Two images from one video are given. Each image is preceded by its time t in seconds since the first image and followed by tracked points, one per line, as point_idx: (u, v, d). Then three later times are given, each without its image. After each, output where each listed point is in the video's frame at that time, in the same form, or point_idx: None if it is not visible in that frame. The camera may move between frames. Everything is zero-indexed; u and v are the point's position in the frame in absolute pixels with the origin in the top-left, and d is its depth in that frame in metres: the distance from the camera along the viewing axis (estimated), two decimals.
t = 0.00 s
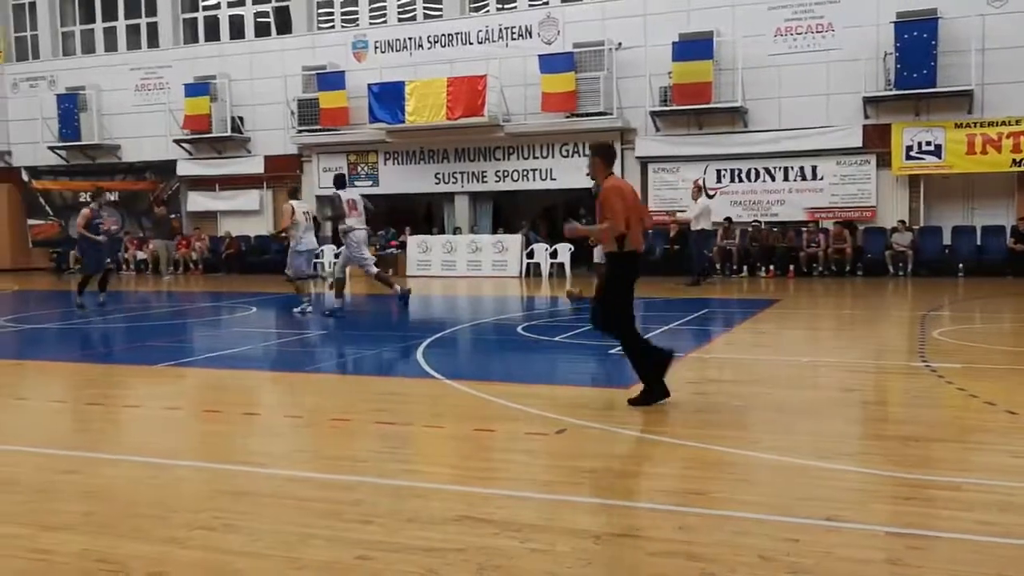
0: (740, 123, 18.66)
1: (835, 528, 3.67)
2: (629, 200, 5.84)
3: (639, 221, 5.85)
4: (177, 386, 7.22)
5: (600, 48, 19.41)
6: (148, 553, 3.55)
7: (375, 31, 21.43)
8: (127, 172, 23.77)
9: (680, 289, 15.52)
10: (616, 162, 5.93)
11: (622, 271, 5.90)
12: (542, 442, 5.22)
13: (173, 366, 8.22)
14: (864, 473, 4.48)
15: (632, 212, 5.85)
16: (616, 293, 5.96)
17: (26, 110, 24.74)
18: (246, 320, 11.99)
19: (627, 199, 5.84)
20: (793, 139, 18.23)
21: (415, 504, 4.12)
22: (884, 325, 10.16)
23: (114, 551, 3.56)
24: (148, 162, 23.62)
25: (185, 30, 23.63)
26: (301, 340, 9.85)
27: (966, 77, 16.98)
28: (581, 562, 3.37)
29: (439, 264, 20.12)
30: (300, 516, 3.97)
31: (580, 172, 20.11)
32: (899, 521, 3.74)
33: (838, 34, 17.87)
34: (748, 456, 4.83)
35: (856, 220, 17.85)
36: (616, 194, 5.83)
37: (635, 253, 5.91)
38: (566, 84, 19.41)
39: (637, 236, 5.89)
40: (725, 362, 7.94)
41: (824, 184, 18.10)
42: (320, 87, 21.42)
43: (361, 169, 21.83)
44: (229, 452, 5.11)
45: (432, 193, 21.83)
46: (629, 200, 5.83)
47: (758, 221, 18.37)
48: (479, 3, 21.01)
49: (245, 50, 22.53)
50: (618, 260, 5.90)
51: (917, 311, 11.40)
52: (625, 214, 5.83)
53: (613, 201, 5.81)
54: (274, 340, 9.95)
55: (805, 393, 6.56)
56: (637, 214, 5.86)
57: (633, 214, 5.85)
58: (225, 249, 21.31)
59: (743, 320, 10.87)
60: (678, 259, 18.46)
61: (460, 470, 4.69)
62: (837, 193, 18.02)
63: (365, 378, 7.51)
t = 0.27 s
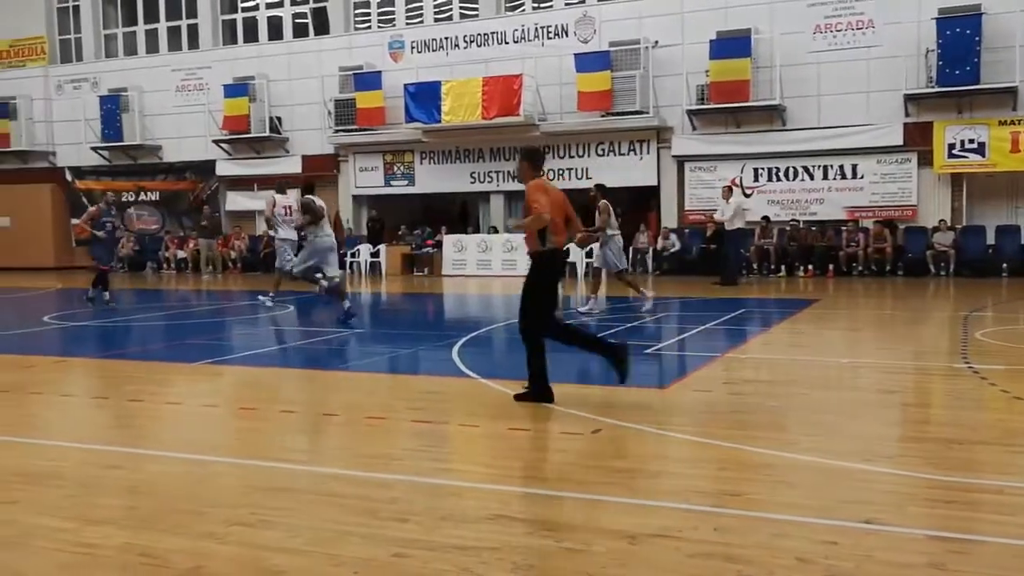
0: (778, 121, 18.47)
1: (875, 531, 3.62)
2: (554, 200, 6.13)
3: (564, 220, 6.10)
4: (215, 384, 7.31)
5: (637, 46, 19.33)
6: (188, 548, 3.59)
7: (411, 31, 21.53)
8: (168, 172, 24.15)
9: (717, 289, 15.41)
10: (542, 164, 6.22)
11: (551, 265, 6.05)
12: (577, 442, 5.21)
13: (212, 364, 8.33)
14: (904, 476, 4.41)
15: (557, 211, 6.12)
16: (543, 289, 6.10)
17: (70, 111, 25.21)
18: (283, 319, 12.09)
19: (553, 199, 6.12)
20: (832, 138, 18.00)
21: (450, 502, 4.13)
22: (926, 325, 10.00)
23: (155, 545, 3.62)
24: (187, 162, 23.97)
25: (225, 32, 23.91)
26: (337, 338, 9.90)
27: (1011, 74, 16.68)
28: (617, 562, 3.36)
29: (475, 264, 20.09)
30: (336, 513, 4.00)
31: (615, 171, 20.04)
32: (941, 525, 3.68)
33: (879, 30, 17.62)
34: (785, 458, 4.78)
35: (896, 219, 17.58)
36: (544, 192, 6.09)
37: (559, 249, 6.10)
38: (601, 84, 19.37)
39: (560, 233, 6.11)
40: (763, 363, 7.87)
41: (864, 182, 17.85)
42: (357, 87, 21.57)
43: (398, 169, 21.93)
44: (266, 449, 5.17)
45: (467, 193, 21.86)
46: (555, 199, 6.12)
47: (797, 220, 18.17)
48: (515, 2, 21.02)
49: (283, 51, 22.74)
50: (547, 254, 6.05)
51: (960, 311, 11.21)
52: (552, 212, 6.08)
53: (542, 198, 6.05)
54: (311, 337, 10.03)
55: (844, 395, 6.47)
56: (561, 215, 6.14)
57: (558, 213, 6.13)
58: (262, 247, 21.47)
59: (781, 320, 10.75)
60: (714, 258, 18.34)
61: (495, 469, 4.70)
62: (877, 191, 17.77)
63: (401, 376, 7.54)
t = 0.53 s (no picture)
0: (808, 120, 18.30)
1: (906, 534, 3.57)
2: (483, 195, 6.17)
3: (493, 215, 6.14)
4: (245, 381, 7.38)
5: (665, 45, 19.25)
6: (217, 544, 3.63)
7: (439, 31, 21.57)
8: (198, 172, 24.41)
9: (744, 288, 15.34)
10: (467, 158, 6.24)
11: (479, 259, 6.10)
12: (604, 442, 5.19)
13: (242, 362, 8.41)
14: (936, 478, 4.34)
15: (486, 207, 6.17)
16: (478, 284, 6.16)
17: (102, 111, 25.54)
18: (312, 317, 12.18)
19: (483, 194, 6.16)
20: (862, 136, 17.80)
21: (476, 502, 4.13)
22: (959, 326, 9.89)
23: (185, 542, 3.65)
24: (217, 162, 24.17)
25: (254, 32, 24.10)
26: (366, 337, 9.96)
27: None
28: (644, 563, 3.34)
29: (502, 263, 20.21)
30: (364, 511, 4.01)
31: (643, 170, 19.97)
32: (973, 528, 3.62)
33: (911, 28, 17.41)
34: (815, 459, 4.73)
35: (928, 219, 17.37)
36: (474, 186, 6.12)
37: (484, 243, 6.15)
38: (629, 83, 19.33)
39: (487, 228, 6.15)
40: (791, 363, 7.80)
41: (896, 181, 17.63)
42: (384, 87, 21.65)
43: (425, 169, 21.93)
44: (294, 447, 5.20)
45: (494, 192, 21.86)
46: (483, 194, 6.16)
47: (827, 219, 17.99)
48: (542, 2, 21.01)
49: (312, 52, 22.88)
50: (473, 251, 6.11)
51: (995, 312, 11.08)
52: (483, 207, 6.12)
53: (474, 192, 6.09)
54: (340, 336, 10.10)
55: (875, 396, 6.39)
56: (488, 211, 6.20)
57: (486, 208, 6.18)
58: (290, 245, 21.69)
59: (812, 320, 10.67)
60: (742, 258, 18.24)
61: (522, 468, 4.69)
62: (908, 191, 17.57)
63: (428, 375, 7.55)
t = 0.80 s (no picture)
0: (836, 119, 18.13)
1: (934, 537, 3.53)
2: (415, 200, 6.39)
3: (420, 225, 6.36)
4: (270, 380, 7.42)
5: (691, 44, 19.14)
6: (243, 541, 3.65)
7: (464, 31, 21.58)
8: (225, 171, 24.58)
9: (770, 289, 15.25)
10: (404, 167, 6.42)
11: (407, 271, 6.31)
12: (628, 442, 5.17)
13: (268, 360, 8.45)
14: (964, 481, 4.29)
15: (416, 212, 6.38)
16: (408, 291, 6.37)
17: (131, 111, 25.81)
18: (338, 316, 12.23)
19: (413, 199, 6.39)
20: (891, 135, 17.61)
21: (500, 501, 4.13)
22: (989, 327, 9.76)
23: (212, 538, 3.68)
24: (244, 161, 24.34)
25: (281, 33, 24.24)
26: (391, 336, 9.98)
27: None
28: (668, 564, 3.33)
29: (526, 262, 20.14)
30: (388, 510, 4.02)
31: (669, 170, 19.88)
32: (1003, 532, 3.57)
33: (941, 26, 17.21)
34: (842, 461, 4.68)
35: (958, 219, 17.16)
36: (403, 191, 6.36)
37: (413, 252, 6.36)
38: (655, 82, 19.22)
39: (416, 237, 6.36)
40: (817, 364, 7.72)
41: (925, 181, 17.42)
42: (410, 87, 21.71)
43: (450, 168, 22.11)
44: (319, 444, 5.23)
45: (519, 192, 21.83)
46: (413, 200, 6.38)
47: (854, 219, 17.83)
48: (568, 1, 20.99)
49: (338, 52, 22.99)
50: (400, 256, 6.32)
51: None
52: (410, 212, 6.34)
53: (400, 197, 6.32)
54: (365, 335, 10.15)
55: (902, 398, 6.32)
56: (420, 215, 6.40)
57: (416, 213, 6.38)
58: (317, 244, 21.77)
59: (839, 321, 10.56)
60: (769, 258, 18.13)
61: (546, 467, 4.68)
62: (938, 190, 17.36)
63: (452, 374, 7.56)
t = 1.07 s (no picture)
0: (859, 119, 17.98)
1: (957, 541, 3.49)
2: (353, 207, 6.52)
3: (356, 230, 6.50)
4: (291, 379, 7.46)
5: (713, 43, 19.04)
6: (265, 539, 3.67)
7: (485, 31, 21.58)
8: (247, 172, 24.72)
9: (792, 289, 15.16)
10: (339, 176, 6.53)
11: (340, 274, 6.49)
12: (648, 442, 5.16)
13: (290, 359, 8.51)
14: (988, 484, 4.24)
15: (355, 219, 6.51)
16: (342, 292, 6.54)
17: (155, 112, 26.02)
18: (359, 316, 12.28)
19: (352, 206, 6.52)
20: (914, 134, 17.44)
21: (520, 501, 4.13)
22: (1015, 329, 9.64)
23: (233, 536, 3.70)
24: (266, 162, 24.47)
25: (303, 34, 24.35)
26: (411, 336, 10.00)
27: None
28: (689, 565, 3.31)
29: (546, 262, 20.04)
30: (408, 509, 4.03)
31: (690, 170, 19.82)
32: None
33: (966, 24, 17.06)
34: (864, 463, 4.65)
35: (984, 219, 16.98)
36: (341, 199, 6.48)
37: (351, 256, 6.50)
38: (676, 81, 19.13)
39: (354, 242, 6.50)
40: (839, 365, 7.67)
41: (949, 181, 17.26)
42: (431, 87, 21.76)
43: (471, 168, 22.03)
44: (340, 443, 5.25)
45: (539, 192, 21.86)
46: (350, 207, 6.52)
47: (878, 219, 17.68)
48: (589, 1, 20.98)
49: (359, 52, 23.07)
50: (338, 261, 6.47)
51: None
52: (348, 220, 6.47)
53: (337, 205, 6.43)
54: (386, 334, 10.19)
55: (926, 399, 6.26)
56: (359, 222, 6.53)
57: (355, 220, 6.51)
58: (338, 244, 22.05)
59: (861, 322, 10.48)
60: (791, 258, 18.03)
61: (567, 468, 4.67)
62: (963, 190, 17.19)
63: (472, 374, 7.57)
